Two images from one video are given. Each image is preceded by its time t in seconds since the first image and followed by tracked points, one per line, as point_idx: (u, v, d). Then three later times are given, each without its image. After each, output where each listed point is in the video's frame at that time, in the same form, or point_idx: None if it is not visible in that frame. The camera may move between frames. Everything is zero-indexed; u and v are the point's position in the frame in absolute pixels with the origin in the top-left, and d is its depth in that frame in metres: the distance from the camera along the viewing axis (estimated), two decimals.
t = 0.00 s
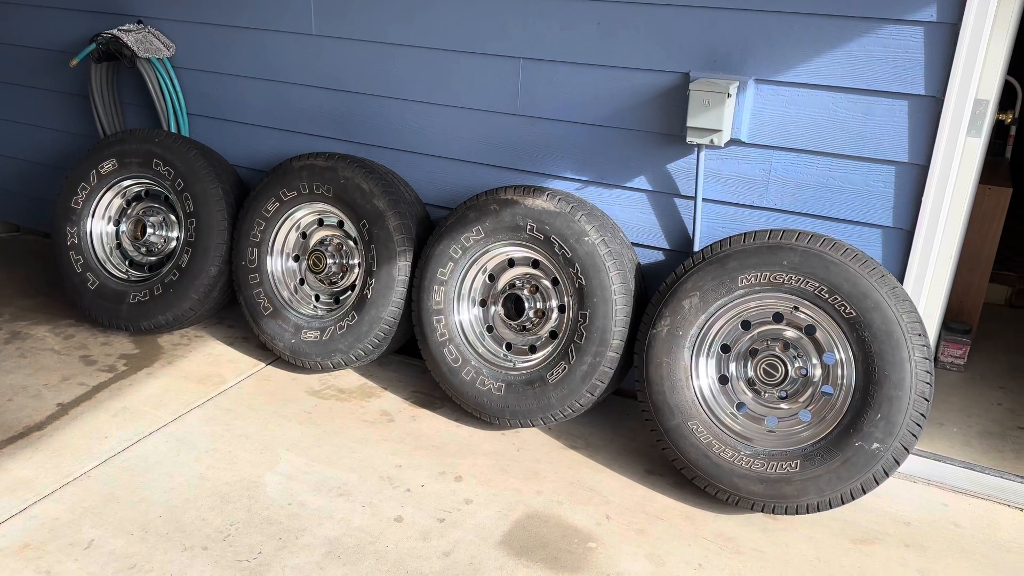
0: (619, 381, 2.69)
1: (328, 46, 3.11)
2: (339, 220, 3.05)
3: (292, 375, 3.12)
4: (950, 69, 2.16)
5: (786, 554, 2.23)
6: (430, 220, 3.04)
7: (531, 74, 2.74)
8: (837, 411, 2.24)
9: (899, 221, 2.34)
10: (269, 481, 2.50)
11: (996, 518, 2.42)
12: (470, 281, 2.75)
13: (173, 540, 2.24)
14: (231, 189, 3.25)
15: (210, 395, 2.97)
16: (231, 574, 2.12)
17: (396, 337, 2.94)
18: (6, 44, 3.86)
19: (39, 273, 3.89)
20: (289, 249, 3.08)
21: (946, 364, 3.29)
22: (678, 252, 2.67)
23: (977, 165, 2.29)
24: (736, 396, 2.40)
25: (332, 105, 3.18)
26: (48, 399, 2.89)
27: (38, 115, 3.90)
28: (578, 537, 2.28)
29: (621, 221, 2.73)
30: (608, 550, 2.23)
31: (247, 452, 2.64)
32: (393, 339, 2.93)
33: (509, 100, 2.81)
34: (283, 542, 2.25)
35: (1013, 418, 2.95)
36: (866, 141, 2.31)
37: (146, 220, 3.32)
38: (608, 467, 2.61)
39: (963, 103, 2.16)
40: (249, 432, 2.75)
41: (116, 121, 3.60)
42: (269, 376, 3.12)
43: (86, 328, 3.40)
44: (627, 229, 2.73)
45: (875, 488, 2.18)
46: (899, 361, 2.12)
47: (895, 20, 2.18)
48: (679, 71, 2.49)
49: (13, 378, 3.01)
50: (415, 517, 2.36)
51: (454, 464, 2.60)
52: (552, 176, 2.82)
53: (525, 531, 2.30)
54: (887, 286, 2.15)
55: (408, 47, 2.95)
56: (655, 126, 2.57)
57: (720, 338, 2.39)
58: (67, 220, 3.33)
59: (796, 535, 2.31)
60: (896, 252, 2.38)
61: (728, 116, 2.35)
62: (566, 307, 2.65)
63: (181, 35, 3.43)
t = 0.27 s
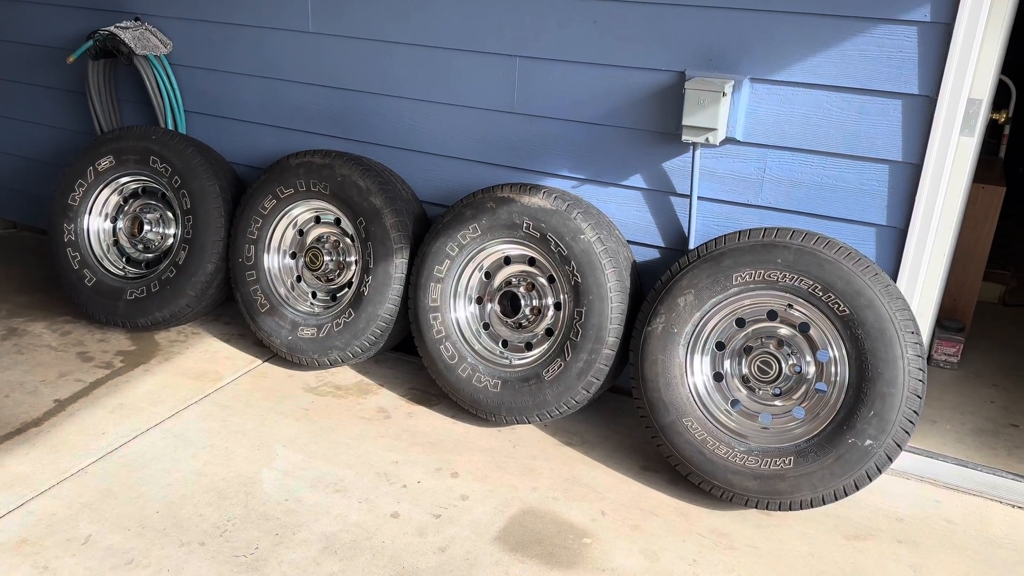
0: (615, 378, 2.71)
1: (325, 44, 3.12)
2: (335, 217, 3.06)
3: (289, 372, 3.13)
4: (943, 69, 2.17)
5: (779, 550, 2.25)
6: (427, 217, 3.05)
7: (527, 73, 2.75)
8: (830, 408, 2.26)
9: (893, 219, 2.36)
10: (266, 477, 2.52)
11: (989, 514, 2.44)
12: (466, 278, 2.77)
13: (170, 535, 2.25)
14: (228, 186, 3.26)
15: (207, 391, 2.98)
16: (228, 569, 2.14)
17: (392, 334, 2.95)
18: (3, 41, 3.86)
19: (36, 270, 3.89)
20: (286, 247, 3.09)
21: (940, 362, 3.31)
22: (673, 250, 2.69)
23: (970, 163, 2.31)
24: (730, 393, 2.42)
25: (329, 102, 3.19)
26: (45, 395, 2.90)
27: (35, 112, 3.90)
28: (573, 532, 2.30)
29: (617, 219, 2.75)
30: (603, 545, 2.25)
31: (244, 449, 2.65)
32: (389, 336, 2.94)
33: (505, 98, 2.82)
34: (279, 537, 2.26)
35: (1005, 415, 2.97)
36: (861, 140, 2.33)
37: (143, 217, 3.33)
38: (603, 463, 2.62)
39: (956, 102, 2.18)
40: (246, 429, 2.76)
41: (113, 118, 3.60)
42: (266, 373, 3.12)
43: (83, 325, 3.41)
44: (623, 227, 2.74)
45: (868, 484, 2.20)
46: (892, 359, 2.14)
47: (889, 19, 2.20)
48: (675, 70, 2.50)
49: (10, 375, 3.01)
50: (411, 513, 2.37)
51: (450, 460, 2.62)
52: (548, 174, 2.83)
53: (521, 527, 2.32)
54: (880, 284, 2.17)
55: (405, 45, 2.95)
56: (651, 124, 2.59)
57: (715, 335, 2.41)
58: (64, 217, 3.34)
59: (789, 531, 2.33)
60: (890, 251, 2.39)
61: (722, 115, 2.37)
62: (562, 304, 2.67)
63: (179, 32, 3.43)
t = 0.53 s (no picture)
0: (614, 373, 2.71)
1: (325, 38, 3.12)
2: (335, 212, 3.06)
3: (289, 367, 3.13)
4: (943, 64, 2.18)
5: (779, 545, 2.26)
6: (427, 212, 3.05)
7: (528, 68, 2.75)
8: (830, 403, 2.26)
9: (893, 215, 2.36)
10: (266, 471, 2.52)
11: (987, 509, 2.45)
12: (466, 273, 2.77)
13: (170, 529, 2.25)
14: (227, 180, 3.25)
15: (206, 386, 2.98)
16: (228, 562, 2.14)
17: (392, 329, 2.95)
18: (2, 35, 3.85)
19: (36, 265, 3.89)
20: (286, 242, 3.09)
21: (939, 358, 3.31)
22: (673, 246, 2.69)
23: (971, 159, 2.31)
24: (729, 388, 2.42)
25: (329, 97, 3.19)
26: (45, 389, 2.90)
27: (34, 106, 3.90)
28: (573, 527, 2.30)
29: (617, 214, 2.75)
30: (602, 540, 2.25)
31: (244, 443, 2.65)
32: (389, 331, 2.95)
33: (506, 93, 2.81)
34: (279, 531, 2.26)
35: (1004, 411, 2.98)
36: (861, 135, 2.33)
37: (143, 211, 3.33)
38: (602, 458, 2.63)
39: (957, 97, 2.18)
40: (246, 423, 2.76)
41: (113, 112, 3.60)
42: (266, 367, 3.13)
43: (83, 320, 3.41)
44: (623, 222, 2.74)
45: (867, 479, 2.20)
46: (892, 354, 2.14)
47: (890, 15, 2.20)
48: (675, 65, 2.50)
49: (9, 369, 3.01)
50: (411, 507, 2.37)
51: (450, 455, 2.62)
52: (548, 169, 2.83)
53: (521, 522, 2.32)
54: (880, 279, 2.17)
55: (406, 39, 2.95)
56: (651, 119, 2.59)
57: (715, 330, 2.41)
58: (64, 211, 3.33)
59: (789, 526, 2.33)
60: (889, 246, 2.40)
61: (723, 110, 2.37)
62: (561, 299, 2.67)
63: (178, 27, 3.43)
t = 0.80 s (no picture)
0: (615, 369, 2.72)
1: (327, 35, 3.13)
2: (337, 208, 3.07)
3: (291, 363, 3.14)
4: (943, 60, 2.18)
5: (778, 539, 2.26)
6: (428, 209, 3.06)
7: (529, 64, 2.75)
8: (829, 398, 2.27)
9: (892, 210, 2.36)
10: (267, 466, 2.53)
11: (987, 505, 2.46)
12: (467, 269, 2.77)
13: (172, 523, 2.26)
14: (229, 177, 3.26)
15: (208, 382, 2.99)
16: (229, 556, 2.15)
17: (393, 325, 2.96)
18: (5, 32, 3.86)
19: (39, 261, 3.90)
20: (287, 238, 3.10)
21: (939, 355, 3.31)
22: (673, 242, 2.69)
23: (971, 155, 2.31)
24: (729, 383, 2.43)
25: (330, 94, 3.19)
26: (47, 385, 2.91)
27: (37, 103, 3.91)
28: (573, 521, 2.31)
29: (618, 210, 2.75)
30: (602, 534, 2.26)
31: (245, 438, 2.66)
32: (390, 327, 2.95)
33: (507, 89, 2.82)
34: (280, 525, 2.27)
35: (1004, 407, 2.98)
36: (861, 132, 2.33)
37: (145, 208, 3.34)
38: (603, 453, 2.63)
39: (957, 93, 2.18)
40: (248, 419, 2.77)
41: (115, 109, 3.61)
42: (267, 363, 3.14)
43: (85, 316, 3.42)
44: (623, 218, 2.75)
45: (866, 474, 2.21)
46: (891, 349, 2.14)
47: (890, 10, 2.20)
48: (676, 61, 2.51)
49: (12, 364, 3.03)
50: (412, 502, 2.38)
51: (450, 450, 2.63)
52: (549, 166, 2.84)
53: (521, 516, 2.33)
54: (880, 275, 2.17)
55: (407, 36, 2.96)
56: (652, 116, 2.59)
57: (715, 326, 2.42)
58: (67, 208, 3.35)
59: (788, 521, 2.34)
60: (889, 242, 2.40)
61: (723, 106, 2.37)
62: (562, 295, 2.68)
63: (181, 24, 3.44)
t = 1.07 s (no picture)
0: (612, 367, 2.75)
1: (328, 37, 3.16)
2: (338, 208, 3.10)
3: (293, 361, 3.18)
4: (935, 61, 2.20)
5: (772, 535, 2.29)
6: (428, 208, 3.10)
7: (527, 65, 2.79)
8: (823, 396, 2.29)
9: (886, 210, 2.39)
10: (269, 462, 2.57)
11: (980, 501, 2.48)
12: (467, 268, 2.81)
13: (175, 518, 2.30)
14: (232, 177, 3.30)
15: (212, 380, 3.03)
16: (231, 550, 2.19)
17: (394, 323, 3.00)
18: (12, 35, 3.91)
19: (46, 261, 3.95)
20: (289, 237, 3.14)
21: (937, 353, 3.33)
22: (670, 241, 2.72)
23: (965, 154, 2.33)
24: (724, 381, 2.45)
25: (332, 95, 3.23)
26: (54, 382, 2.96)
27: (43, 105, 3.96)
28: (569, 517, 2.34)
29: (615, 210, 2.78)
30: (598, 530, 2.29)
31: (248, 435, 2.70)
32: (391, 325, 2.99)
33: (506, 90, 2.85)
34: (281, 520, 2.31)
35: (1000, 405, 3.00)
36: (854, 132, 2.36)
37: (150, 208, 3.38)
38: (600, 450, 2.67)
39: (949, 93, 2.20)
40: (250, 416, 2.81)
41: (121, 111, 3.65)
42: (270, 361, 3.18)
43: (91, 315, 3.47)
44: (620, 218, 2.78)
45: (859, 471, 2.24)
46: (883, 347, 2.17)
47: (882, 12, 2.23)
48: (672, 63, 2.54)
49: (19, 363, 3.08)
50: (411, 498, 2.42)
51: (449, 446, 2.67)
52: (547, 166, 2.87)
53: (518, 512, 2.36)
54: (872, 273, 2.20)
55: (407, 38, 2.99)
56: (648, 116, 2.62)
57: (710, 324, 2.44)
58: (73, 208, 3.39)
59: (783, 517, 2.37)
60: (883, 241, 2.42)
61: (718, 107, 2.40)
62: (560, 294, 2.71)
63: (185, 26, 3.48)
